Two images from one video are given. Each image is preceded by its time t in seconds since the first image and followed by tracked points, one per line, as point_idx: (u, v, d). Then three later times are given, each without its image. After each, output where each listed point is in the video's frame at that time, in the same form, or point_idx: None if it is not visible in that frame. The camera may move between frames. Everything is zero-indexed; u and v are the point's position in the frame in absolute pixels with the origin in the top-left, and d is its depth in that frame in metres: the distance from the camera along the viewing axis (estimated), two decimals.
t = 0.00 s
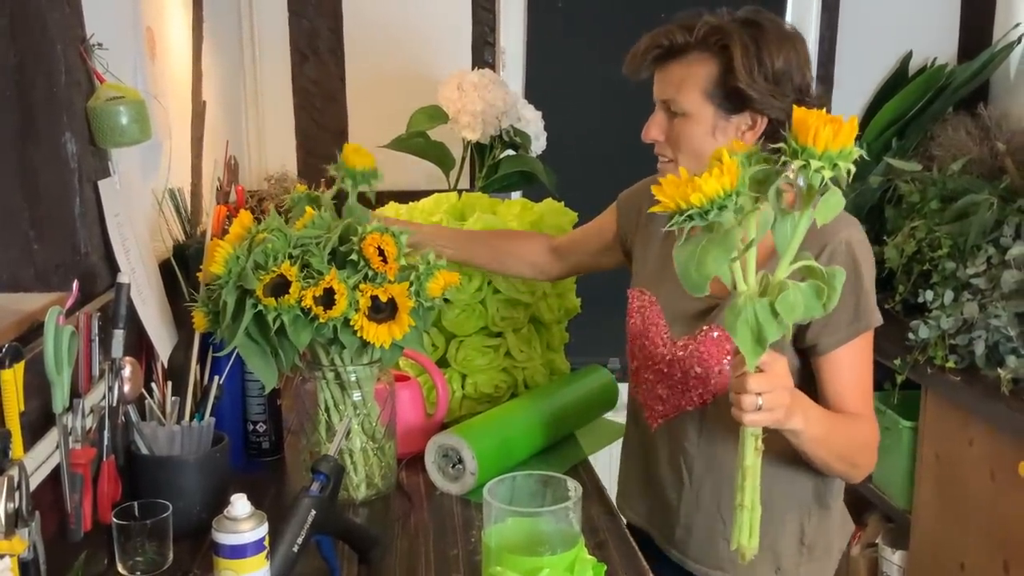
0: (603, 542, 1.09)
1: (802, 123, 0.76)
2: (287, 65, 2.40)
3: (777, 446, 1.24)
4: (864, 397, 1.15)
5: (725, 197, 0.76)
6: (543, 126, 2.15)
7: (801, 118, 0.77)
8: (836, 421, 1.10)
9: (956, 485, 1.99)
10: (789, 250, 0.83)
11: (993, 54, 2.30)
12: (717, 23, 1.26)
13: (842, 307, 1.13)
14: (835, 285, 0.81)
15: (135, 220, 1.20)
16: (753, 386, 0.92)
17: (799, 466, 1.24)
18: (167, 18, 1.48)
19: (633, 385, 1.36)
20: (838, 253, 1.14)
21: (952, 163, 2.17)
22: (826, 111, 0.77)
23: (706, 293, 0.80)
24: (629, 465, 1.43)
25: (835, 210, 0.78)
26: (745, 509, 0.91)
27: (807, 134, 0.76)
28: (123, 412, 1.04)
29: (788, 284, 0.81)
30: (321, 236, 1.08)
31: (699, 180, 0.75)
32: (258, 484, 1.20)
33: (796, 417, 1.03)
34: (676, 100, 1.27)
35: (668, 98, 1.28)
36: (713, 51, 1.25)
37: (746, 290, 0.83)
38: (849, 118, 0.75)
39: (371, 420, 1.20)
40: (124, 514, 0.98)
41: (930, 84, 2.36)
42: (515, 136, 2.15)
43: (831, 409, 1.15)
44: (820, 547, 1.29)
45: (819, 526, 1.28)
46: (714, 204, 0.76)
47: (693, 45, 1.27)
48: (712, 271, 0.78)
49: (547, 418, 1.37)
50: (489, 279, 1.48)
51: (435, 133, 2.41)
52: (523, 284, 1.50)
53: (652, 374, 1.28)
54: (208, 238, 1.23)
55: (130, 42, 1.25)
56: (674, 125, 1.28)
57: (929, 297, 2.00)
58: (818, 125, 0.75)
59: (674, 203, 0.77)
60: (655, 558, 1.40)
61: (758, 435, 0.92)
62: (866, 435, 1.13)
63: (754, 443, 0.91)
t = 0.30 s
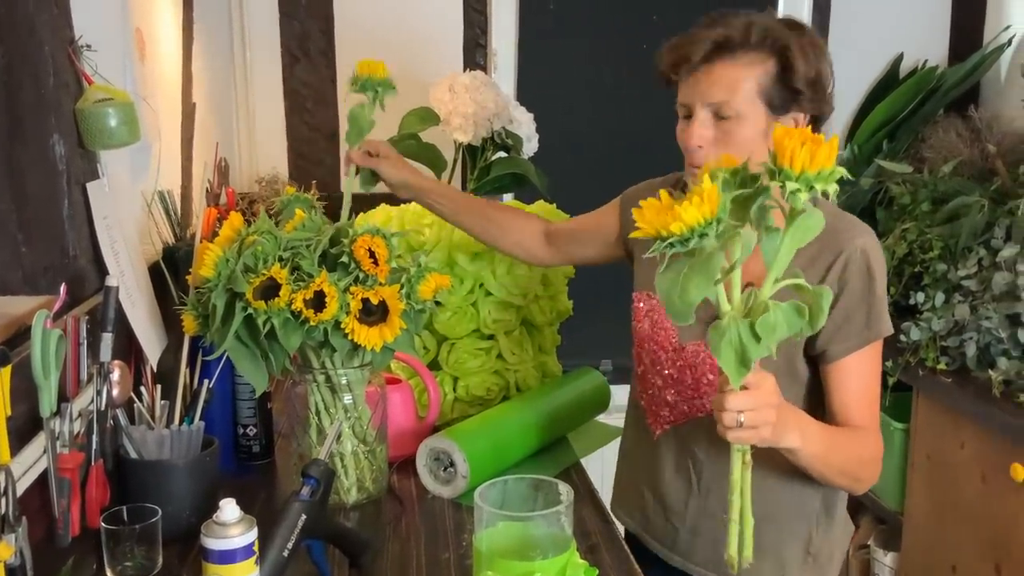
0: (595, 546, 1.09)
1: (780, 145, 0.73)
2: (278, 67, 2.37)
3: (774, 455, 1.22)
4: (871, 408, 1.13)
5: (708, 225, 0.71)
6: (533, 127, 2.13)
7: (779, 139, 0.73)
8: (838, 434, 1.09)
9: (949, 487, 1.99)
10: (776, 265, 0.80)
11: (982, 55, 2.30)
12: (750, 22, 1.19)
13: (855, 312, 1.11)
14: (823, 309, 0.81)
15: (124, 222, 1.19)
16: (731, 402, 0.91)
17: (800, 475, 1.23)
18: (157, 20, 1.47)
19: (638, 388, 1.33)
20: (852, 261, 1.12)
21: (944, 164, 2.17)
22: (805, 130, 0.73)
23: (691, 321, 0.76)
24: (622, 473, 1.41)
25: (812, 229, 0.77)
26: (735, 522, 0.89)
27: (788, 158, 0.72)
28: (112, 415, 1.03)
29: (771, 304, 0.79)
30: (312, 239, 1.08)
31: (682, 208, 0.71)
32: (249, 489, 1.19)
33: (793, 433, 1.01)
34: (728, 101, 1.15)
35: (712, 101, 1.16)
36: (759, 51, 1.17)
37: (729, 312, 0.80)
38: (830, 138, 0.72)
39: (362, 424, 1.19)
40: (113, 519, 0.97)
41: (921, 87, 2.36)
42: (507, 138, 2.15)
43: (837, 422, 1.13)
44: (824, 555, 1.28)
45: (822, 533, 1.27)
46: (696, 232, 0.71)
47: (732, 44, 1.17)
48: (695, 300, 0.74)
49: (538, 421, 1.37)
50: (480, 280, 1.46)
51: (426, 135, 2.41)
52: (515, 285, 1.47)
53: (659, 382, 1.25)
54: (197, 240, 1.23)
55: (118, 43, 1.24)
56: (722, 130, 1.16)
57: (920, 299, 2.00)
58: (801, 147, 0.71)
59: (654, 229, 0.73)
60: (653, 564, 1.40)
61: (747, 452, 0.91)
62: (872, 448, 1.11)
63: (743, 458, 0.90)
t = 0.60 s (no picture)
0: (583, 550, 1.09)
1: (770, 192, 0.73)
2: (265, 70, 2.36)
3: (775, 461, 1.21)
4: (876, 418, 1.12)
5: (701, 276, 0.71)
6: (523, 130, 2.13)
7: (768, 187, 0.74)
8: (839, 445, 1.08)
9: (937, 489, 2.00)
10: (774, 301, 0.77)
11: (970, 58, 2.30)
12: (795, 24, 1.19)
13: (868, 317, 1.11)
14: (824, 341, 0.80)
15: (109, 226, 1.19)
16: (733, 431, 0.90)
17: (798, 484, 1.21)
18: (142, 23, 1.46)
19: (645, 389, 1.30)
20: (869, 265, 1.13)
21: (930, 167, 2.15)
22: (795, 176, 0.74)
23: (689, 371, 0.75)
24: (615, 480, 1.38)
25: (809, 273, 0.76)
26: (741, 542, 0.86)
27: (781, 209, 0.73)
28: (95, 421, 1.03)
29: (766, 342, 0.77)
30: (298, 243, 1.08)
31: (674, 265, 0.70)
32: (236, 494, 1.19)
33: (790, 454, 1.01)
34: (796, 104, 1.14)
35: (777, 102, 1.14)
36: (818, 56, 1.17)
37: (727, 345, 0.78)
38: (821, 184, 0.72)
39: (349, 429, 1.19)
40: (97, 525, 0.96)
41: (906, 91, 2.36)
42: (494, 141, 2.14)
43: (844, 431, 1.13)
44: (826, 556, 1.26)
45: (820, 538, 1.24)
46: (690, 284, 0.71)
47: (803, 46, 1.16)
48: (695, 352, 0.73)
49: (526, 424, 1.36)
50: (468, 284, 1.44)
51: (414, 138, 2.40)
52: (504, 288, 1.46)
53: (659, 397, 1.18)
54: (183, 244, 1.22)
55: (104, 47, 1.23)
56: (785, 130, 1.14)
57: (907, 301, 2.03)
58: (794, 197, 0.72)
59: (647, 284, 0.72)
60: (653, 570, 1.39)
61: (750, 474, 0.90)
62: (876, 457, 1.10)
63: (747, 482, 0.89)
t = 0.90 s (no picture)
0: (570, 551, 1.08)
1: (790, 202, 0.74)
2: (251, 70, 2.35)
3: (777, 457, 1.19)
4: (880, 421, 1.12)
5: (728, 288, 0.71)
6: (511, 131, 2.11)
7: (789, 196, 0.74)
8: (841, 443, 1.08)
9: (926, 487, 2.00)
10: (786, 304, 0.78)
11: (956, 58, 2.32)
12: (825, 23, 1.19)
13: (879, 319, 1.11)
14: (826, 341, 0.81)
15: (92, 227, 1.18)
16: (727, 418, 0.90)
17: (801, 481, 1.20)
18: (126, 22, 1.45)
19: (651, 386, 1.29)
20: (886, 268, 1.12)
21: (916, 166, 2.15)
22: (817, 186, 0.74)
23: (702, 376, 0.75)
24: (618, 478, 1.34)
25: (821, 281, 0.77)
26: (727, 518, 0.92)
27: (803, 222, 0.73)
28: (79, 425, 1.03)
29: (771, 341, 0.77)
30: (284, 243, 1.07)
31: (704, 279, 0.69)
32: (222, 497, 1.18)
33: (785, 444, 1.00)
34: (822, 107, 1.14)
35: (803, 101, 1.13)
36: (848, 58, 1.17)
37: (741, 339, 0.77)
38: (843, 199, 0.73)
39: (336, 430, 1.18)
40: (80, 529, 0.95)
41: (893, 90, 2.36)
42: (482, 141, 2.13)
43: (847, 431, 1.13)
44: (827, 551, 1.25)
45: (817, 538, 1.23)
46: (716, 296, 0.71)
47: (834, 46, 1.15)
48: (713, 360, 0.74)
49: (515, 424, 1.36)
50: (456, 285, 1.44)
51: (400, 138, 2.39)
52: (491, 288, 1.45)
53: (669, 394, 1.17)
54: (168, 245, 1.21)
55: (86, 47, 1.22)
56: (807, 130, 1.14)
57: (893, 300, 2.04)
58: (816, 211, 0.72)
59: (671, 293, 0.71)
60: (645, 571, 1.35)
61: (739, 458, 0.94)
62: (875, 459, 1.10)
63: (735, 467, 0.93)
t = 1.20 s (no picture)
0: (560, 548, 1.08)
1: (760, 155, 0.77)
2: (239, 66, 2.33)
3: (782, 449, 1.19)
4: (886, 416, 1.13)
5: (704, 237, 0.71)
6: (499, 126, 2.11)
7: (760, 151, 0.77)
8: (850, 433, 1.09)
9: (915, 482, 2.01)
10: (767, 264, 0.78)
11: (945, 52, 2.31)
12: (846, 17, 1.19)
13: (888, 312, 1.12)
14: (812, 310, 0.82)
15: (79, 224, 1.17)
16: (717, 383, 0.92)
17: (791, 475, 1.20)
18: (112, 18, 1.44)
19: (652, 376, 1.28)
20: (896, 263, 1.13)
21: (906, 161, 2.15)
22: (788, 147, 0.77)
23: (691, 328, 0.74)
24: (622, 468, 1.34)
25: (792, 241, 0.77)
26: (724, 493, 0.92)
27: (773, 177, 0.76)
28: (65, 422, 1.02)
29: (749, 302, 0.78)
30: (271, 239, 1.06)
31: (677, 225, 0.70)
32: (210, 495, 1.17)
33: (783, 423, 1.00)
34: (837, 102, 1.14)
35: (817, 91, 1.13)
36: (864, 55, 1.18)
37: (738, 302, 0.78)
38: (809, 155, 0.76)
39: (324, 427, 1.17)
40: (67, 528, 0.94)
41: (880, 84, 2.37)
42: (473, 136, 2.13)
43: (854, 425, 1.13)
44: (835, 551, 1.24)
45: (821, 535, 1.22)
46: (693, 244, 0.71)
47: (851, 40, 1.16)
48: (696, 309, 0.73)
49: (505, 420, 1.35)
50: (445, 281, 1.45)
51: (390, 134, 2.38)
52: (479, 284, 1.45)
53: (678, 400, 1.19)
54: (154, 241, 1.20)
55: (71, 42, 1.21)
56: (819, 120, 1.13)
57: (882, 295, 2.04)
58: (780, 165, 0.75)
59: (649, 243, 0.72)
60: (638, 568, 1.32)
61: (737, 430, 0.96)
62: (880, 449, 1.11)
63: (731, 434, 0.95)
